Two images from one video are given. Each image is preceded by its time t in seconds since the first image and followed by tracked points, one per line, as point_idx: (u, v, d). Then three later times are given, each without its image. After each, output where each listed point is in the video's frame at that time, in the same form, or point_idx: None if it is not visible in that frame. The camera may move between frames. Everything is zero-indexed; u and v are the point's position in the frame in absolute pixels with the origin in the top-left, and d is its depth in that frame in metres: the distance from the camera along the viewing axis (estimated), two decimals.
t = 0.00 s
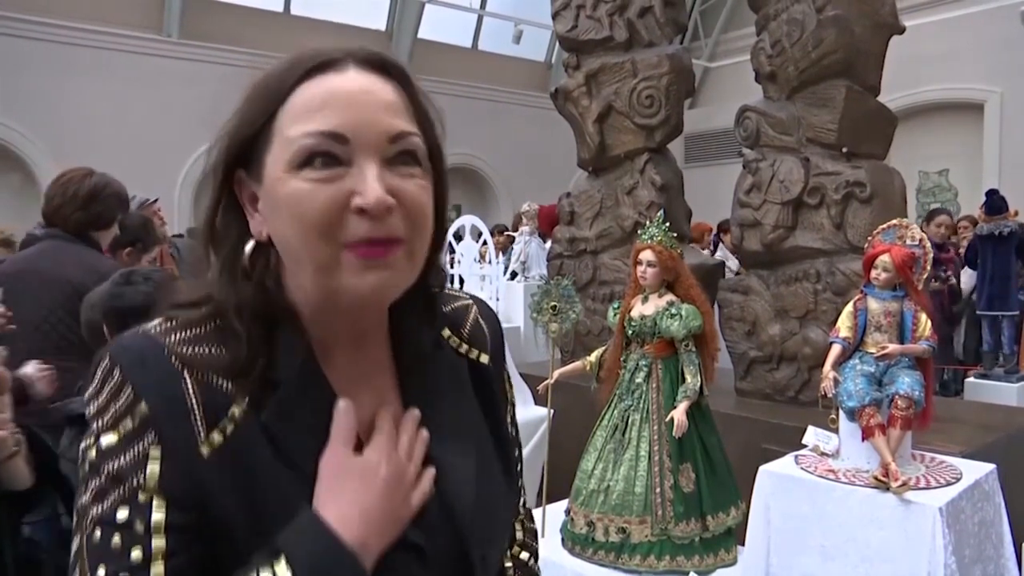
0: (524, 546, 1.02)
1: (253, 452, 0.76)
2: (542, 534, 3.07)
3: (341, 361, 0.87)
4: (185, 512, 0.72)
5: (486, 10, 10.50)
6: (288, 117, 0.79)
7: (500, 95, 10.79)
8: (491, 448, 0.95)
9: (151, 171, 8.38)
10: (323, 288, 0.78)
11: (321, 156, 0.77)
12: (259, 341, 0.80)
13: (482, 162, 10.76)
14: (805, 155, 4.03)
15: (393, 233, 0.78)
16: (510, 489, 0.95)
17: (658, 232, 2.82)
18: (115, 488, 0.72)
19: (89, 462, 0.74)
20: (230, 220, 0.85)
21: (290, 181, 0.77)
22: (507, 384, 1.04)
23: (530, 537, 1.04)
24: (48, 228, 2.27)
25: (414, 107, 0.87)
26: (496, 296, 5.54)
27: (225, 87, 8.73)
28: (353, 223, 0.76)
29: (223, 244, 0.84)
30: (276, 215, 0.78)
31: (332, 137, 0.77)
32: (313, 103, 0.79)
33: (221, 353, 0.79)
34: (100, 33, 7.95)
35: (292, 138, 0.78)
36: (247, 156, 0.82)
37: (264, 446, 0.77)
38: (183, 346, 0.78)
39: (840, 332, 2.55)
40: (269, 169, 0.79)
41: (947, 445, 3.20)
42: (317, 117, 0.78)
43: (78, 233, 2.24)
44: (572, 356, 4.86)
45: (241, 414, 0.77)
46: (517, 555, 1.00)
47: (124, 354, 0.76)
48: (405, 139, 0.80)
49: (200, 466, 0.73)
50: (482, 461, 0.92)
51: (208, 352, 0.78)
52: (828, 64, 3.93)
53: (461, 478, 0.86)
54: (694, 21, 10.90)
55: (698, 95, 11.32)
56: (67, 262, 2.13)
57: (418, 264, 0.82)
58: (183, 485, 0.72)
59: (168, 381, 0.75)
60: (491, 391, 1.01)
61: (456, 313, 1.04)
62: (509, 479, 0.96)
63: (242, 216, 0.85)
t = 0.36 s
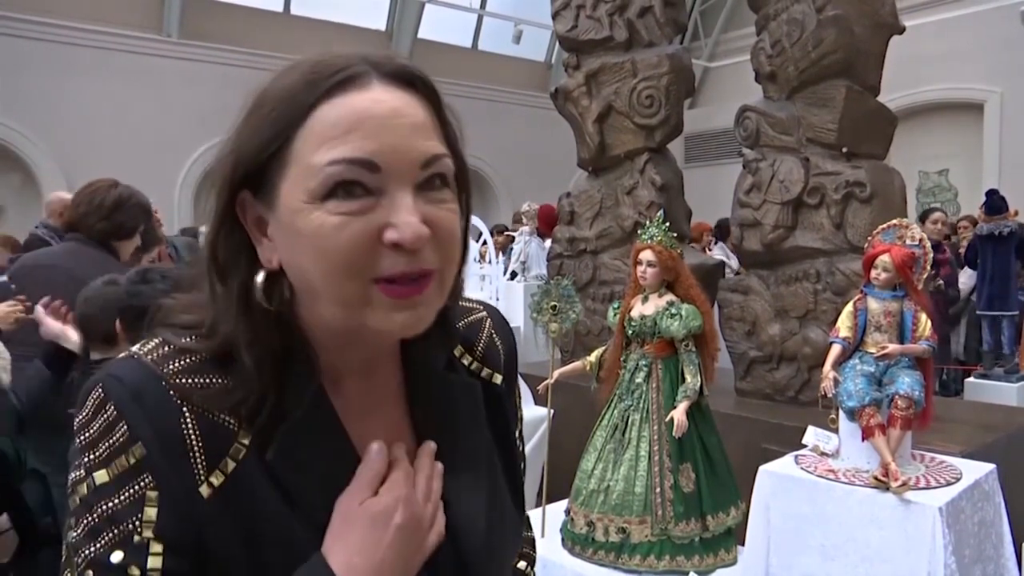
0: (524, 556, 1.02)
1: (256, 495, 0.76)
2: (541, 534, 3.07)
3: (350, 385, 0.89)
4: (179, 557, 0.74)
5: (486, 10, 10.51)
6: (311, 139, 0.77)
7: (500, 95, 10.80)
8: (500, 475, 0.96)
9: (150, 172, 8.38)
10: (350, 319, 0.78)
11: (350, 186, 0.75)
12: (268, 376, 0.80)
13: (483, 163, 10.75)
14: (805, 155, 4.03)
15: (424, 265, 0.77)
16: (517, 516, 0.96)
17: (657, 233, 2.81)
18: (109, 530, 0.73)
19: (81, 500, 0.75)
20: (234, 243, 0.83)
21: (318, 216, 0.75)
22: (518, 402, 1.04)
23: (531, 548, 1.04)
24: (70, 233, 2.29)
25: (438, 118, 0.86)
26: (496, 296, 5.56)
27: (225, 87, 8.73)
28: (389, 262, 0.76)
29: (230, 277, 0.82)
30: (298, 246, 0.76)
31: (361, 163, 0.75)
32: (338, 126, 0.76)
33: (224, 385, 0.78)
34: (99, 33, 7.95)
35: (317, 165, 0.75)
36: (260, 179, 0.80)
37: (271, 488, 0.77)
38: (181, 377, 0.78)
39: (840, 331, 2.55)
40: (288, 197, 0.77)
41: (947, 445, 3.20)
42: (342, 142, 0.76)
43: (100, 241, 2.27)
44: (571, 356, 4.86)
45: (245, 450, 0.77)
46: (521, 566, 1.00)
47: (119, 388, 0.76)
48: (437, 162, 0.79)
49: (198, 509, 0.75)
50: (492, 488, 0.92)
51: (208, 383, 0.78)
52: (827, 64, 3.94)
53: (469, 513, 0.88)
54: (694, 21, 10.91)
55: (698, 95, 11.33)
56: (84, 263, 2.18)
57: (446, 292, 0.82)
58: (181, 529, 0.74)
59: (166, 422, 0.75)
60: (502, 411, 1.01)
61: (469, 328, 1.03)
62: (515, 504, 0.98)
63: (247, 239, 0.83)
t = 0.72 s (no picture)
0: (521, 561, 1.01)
1: (259, 497, 0.77)
2: (542, 534, 3.07)
3: (353, 391, 0.89)
4: (182, 556, 0.73)
5: (486, 10, 10.51)
6: (340, 140, 0.77)
7: (501, 95, 10.79)
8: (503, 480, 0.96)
9: (150, 172, 8.37)
10: (367, 326, 0.78)
11: (379, 190, 0.75)
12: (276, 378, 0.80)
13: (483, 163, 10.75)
14: (805, 155, 4.03)
15: (447, 272, 0.77)
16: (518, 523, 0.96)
17: (658, 233, 2.81)
18: (111, 529, 0.73)
19: (82, 496, 0.75)
20: (245, 246, 0.82)
21: (342, 217, 0.75)
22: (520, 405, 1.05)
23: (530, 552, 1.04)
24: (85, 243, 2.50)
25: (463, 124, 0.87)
26: (496, 296, 5.58)
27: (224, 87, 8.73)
28: (417, 267, 0.76)
29: (248, 282, 0.82)
30: (319, 250, 0.76)
31: (393, 161, 0.75)
32: (362, 128, 0.76)
33: (227, 383, 0.79)
34: (99, 33, 7.95)
35: (347, 161, 0.76)
36: (275, 183, 0.79)
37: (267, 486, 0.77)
38: (184, 371, 0.78)
39: (840, 331, 2.55)
40: (311, 198, 0.77)
41: (946, 445, 3.20)
42: (369, 142, 0.76)
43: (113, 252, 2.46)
44: (571, 356, 4.87)
45: (245, 450, 0.77)
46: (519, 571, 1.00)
47: (121, 383, 0.76)
48: (462, 169, 0.79)
49: (200, 506, 0.75)
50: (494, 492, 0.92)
51: (210, 379, 0.79)
52: (828, 64, 3.93)
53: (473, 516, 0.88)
54: (694, 21, 10.92)
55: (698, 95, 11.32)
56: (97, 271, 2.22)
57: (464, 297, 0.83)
58: (183, 525, 0.74)
59: (168, 417, 0.76)
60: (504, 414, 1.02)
61: (474, 330, 1.03)
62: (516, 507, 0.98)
63: (260, 241, 0.82)
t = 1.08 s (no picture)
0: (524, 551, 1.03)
1: (262, 494, 0.76)
2: (542, 534, 3.07)
3: (354, 393, 0.89)
4: (175, 553, 0.73)
5: (487, 10, 10.50)
6: (322, 148, 0.78)
7: (501, 95, 10.79)
8: (504, 480, 0.97)
9: (150, 172, 8.37)
10: (357, 333, 0.79)
11: (359, 198, 0.77)
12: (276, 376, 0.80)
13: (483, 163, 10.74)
14: (805, 155, 4.03)
15: (433, 280, 0.79)
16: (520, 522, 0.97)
17: (658, 233, 2.81)
18: (109, 524, 0.73)
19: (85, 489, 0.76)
20: (245, 247, 0.84)
21: (327, 224, 0.76)
22: (521, 404, 1.06)
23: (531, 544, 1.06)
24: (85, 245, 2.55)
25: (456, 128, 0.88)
26: (496, 296, 5.57)
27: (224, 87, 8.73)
28: (396, 274, 0.77)
29: (243, 284, 0.83)
30: (307, 255, 0.77)
31: (370, 167, 0.77)
32: (349, 133, 0.78)
33: (228, 378, 0.79)
34: (98, 33, 7.95)
35: (325, 170, 0.77)
36: (271, 188, 0.81)
37: (270, 485, 0.77)
38: (186, 367, 0.79)
39: (840, 331, 2.55)
40: (300, 205, 0.78)
41: (947, 445, 3.20)
42: (352, 146, 0.77)
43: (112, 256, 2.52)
44: (571, 356, 4.87)
45: (249, 444, 0.77)
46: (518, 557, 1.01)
47: (125, 378, 0.77)
48: (449, 179, 0.81)
49: (199, 502, 0.74)
50: (495, 493, 0.94)
51: (213, 374, 0.79)
52: (828, 64, 3.93)
53: (475, 514, 0.89)
54: (694, 21, 10.92)
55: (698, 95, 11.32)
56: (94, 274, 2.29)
57: (455, 302, 0.84)
58: (179, 520, 0.74)
59: (170, 413, 0.76)
60: (506, 413, 1.03)
61: (476, 329, 1.04)
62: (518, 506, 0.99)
63: (257, 241, 0.84)
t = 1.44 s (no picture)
0: (522, 538, 1.05)
1: (253, 451, 0.77)
2: (541, 533, 3.07)
3: (341, 360, 0.90)
4: (170, 508, 0.74)
5: (487, 9, 10.49)
6: (298, 137, 0.80)
7: (501, 96, 10.79)
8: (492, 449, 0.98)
9: (150, 172, 8.37)
10: (330, 303, 0.82)
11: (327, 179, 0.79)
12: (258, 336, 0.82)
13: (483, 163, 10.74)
14: (805, 155, 4.03)
15: (398, 253, 0.82)
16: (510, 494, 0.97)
17: (658, 232, 2.81)
18: (109, 483, 0.74)
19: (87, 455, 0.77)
20: (230, 222, 0.86)
21: (302, 201, 0.78)
22: (510, 382, 1.06)
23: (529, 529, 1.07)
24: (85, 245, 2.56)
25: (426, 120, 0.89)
26: (496, 296, 5.57)
27: (224, 87, 8.73)
28: (364, 250, 0.80)
29: (227, 248, 0.85)
30: (284, 229, 0.80)
31: (343, 153, 0.79)
32: (318, 123, 0.80)
33: (218, 344, 0.81)
34: (98, 33, 7.94)
35: (302, 154, 0.79)
36: (255, 162, 0.83)
37: (259, 437, 0.78)
38: (181, 335, 0.80)
39: (840, 331, 2.55)
40: (278, 181, 0.80)
41: (947, 445, 3.20)
42: (330, 128, 0.79)
43: (109, 256, 2.52)
44: (572, 355, 4.88)
45: (238, 405, 0.78)
46: (520, 547, 1.03)
47: (122, 345, 0.78)
48: (417, 161, 0.83)
49: (191, 460, 0.75)
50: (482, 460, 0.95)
51: (206, 342, 0.81)
52: (828, 64, 3.93)
53: (463, 476, 0.90)
54: (694, 21, 10.92)
55: (698, 95, 11.33)
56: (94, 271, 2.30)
57: (422, 275, 0.87)
58: (171, 478, 0.74)
59: (166, 375, 0.77)
60: (493, 388, 1.03)
61: (460, 310, 1.06)
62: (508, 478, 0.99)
63: (245, 214, 0.86)
